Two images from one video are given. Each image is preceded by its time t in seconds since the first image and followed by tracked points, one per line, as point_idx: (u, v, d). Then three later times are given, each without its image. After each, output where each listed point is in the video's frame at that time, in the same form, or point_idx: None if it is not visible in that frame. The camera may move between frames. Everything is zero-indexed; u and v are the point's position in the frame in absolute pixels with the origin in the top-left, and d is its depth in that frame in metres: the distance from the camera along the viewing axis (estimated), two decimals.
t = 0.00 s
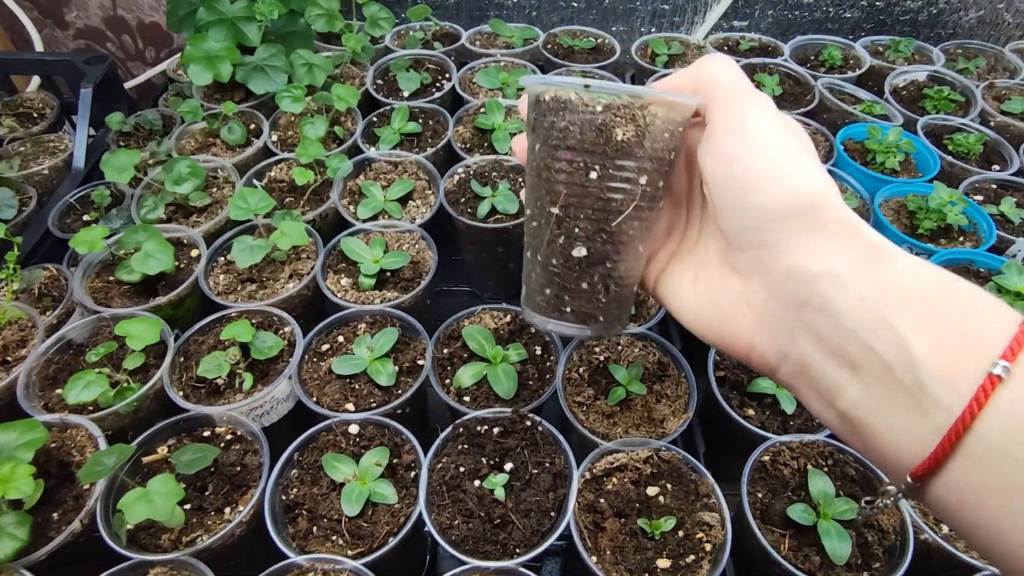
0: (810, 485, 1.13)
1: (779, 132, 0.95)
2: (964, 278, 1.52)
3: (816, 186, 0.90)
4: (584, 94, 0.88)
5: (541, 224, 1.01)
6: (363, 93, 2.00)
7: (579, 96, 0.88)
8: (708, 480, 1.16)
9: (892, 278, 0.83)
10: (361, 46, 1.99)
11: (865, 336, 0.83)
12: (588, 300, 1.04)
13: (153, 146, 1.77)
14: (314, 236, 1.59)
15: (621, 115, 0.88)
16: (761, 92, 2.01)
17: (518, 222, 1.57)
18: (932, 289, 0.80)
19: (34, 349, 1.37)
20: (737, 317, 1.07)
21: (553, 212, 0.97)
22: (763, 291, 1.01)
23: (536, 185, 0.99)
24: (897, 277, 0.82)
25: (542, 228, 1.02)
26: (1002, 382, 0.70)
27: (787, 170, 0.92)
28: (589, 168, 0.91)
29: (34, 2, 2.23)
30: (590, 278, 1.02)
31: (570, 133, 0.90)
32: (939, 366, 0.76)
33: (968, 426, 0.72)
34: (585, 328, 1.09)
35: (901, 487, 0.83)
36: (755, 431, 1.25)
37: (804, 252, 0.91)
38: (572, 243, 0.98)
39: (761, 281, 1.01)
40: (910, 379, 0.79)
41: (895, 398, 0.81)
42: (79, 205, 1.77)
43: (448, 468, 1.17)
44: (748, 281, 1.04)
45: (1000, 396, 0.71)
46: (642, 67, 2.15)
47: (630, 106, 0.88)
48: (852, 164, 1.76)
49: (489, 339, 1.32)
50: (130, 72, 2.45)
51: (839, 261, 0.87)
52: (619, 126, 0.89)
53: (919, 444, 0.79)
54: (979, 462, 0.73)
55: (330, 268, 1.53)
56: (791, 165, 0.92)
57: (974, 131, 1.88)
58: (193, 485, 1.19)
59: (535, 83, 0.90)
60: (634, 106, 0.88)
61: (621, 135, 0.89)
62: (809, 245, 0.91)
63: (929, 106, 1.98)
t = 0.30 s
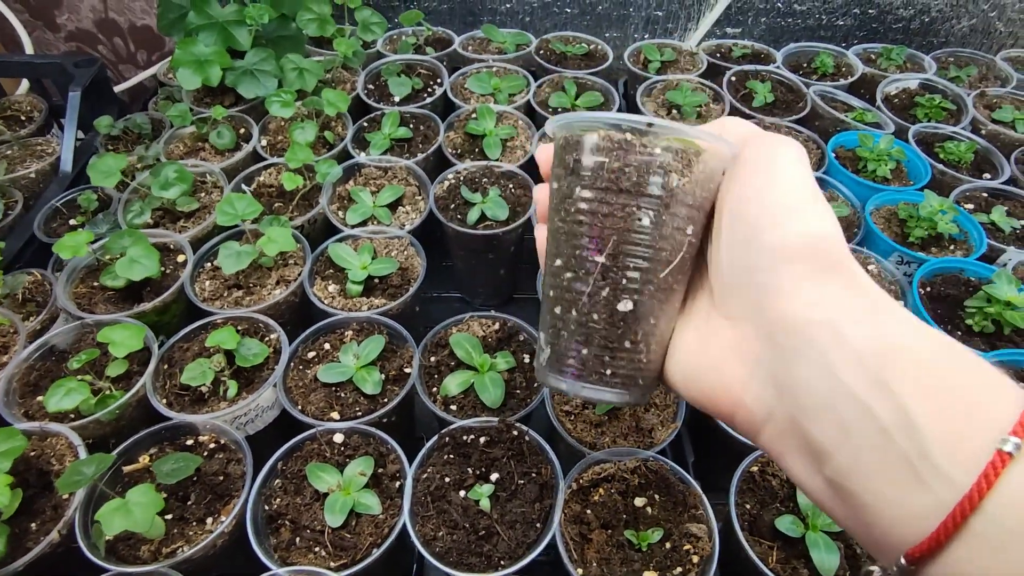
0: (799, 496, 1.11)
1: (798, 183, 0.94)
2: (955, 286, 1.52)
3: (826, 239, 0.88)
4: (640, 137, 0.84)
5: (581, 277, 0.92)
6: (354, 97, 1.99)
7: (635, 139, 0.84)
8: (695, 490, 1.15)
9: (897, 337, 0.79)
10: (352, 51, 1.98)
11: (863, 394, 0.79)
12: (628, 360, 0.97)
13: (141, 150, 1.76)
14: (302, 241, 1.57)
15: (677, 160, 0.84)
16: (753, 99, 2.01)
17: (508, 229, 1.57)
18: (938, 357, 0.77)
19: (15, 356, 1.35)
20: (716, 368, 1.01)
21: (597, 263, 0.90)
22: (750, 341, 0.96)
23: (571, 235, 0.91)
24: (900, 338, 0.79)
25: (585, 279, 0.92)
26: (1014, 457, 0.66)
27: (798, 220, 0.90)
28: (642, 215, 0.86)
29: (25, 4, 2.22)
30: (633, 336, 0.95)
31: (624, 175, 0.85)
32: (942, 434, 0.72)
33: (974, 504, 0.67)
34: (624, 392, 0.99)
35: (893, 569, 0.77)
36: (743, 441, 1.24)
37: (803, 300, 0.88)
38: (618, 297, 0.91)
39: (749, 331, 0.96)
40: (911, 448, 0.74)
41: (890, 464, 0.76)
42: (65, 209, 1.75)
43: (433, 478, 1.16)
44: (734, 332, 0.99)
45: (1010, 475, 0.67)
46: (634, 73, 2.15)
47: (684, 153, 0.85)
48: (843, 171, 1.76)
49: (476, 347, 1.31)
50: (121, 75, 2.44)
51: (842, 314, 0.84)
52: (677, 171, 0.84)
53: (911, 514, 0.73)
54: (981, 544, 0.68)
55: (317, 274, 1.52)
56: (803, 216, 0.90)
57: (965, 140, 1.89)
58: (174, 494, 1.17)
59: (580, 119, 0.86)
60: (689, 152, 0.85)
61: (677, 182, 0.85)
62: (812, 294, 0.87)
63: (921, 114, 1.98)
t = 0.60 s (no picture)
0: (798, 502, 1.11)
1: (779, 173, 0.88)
2: (954, 291, 1.52)
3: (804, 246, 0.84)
4: (598, 160, 0.82)
5: (552, 310, 0.91)
6: (351, 99, 1.98)
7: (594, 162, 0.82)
8: (694, 496, 1.14)
9: (875, 363, 0.76)
10: (350, 53, 1.97)
11: (845, 432, 0.78)
12: (607, 387, 0.96)
13: (136, 151, 1.75)
14: (298, 244, 1.56)
15: (639, 180, 0.82)
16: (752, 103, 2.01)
17: (506, 232, 1.56)
18: (923, 379, 0.73)
19: (7, 358, 1.33)
20: (709, 393, 1.02)
21: (564, 292, 0.89)
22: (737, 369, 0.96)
23: (539, 262, 0.89)
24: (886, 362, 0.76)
25: (553, 311, 0.91)
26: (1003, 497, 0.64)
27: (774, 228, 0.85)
28: (604, 243, 0.84)
29: (21, 4, 2.21)
30: (607, 363, 0.94)
31: (582, 201, 0.82)
32: (925, 472, 0.71)
33: (963, 545, 0.66)
34: (603, 419, 0.99)
35: None
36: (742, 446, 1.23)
37: (781, 330, 0.86)
38: (587, 326, 0.90)
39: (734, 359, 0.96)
40: (896, 483, 0.74)
41: (878, 500, 0.76)
42: (60, 210, 1.74)
43: (430, 483, 1.15)
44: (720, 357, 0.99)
45: (1001, 514, 0.64)
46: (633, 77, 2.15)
47: (645, 172, 0.82)
48: (841, 176, 1.76)
49: (474, 351, 1.30)
50: (118, 76, 2.42)
51: (818, 343, 0.82)
52: (640, 194, 0.82)
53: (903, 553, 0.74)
54: None
55: (313, 277, 1.50)
56: (781, 221, 0.86)
57: (964, 145, 1.89)
58: (168, 499, 1.16)
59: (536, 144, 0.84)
60: (653, 170, 0.82)
61: (640, 205, 0.82)
62: (790, 320, 0.86)
63: (919, 120, 1.99)
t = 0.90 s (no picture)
0: (802, 507, 1.12)
1: (803, 174, 0.83)
2: (956, 297, 1.51)
3: (830, 258, 0.82)
4: (557, 142, 0.80)
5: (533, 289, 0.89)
6: (355, 101, 1.99)
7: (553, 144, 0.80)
8: (698, 500, 1.15)
9: (912, 381, 0.79)
10: (354, 55, 1.98)
11: (882, 448, 0.81)
12: (582, 379, 0.89)
13: (140, 152, 1.75)
14: (302, 246, 1.56)
15: (596, 161, 0.79)
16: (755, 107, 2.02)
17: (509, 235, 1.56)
18: (958, 397, 0.76)
19: (11, 358, 1.33)
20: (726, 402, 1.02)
21: (534, 279, 0.88)
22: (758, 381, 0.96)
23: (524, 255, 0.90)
24: (919, 379, 0.79)
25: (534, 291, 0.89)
26: None
27: (799, 243, 0.83)
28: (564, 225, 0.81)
29: (24, 5, 2.21)
30: (581, 352, 0.87)
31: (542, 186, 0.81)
32: (964, 490, 0.74)
33: (1006, 562, 0.67)
34: (582, 418, 0.91)
35: None
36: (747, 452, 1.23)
37: (809, 348, 0.86)
38: (556, 311, 0.86)
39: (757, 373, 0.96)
40: (935, 500, 0.77)
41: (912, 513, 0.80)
42: (63, 211, 1.74)
43: (434, 487, 1.15)
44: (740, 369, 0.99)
45: None
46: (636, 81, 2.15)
47: (604, 155, 0.79)
48: (844, 180, 1.76)
49: (478, 354, 1.30)
50: (121, 77, 2.42)
51: (851, 361, 0.83)
52: (595, 174, 0.78)
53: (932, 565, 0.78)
54: None
55: (317, 279, 1.51)
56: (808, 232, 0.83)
57: (965, 150, 1.90)
58: (172, 501, 1.16)
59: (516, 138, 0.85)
60: (613, 150, 0.79)
61: (596, 188, 0.79)
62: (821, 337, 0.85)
63: (921, 125, 1.99)
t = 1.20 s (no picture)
0: (810, 514, 1.11)
1: (854, 166, 0.72)
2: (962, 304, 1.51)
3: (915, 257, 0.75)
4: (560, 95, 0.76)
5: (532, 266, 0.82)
6: (361, 104, 1.99)
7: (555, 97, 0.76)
8: (706, 507, 1.15)
9: None
10: (360, 58, 1.98)
11: (1006, 455, 0.78)
12: (586, 369, 0.79)
13: (147, 153, 1.75)
14: (309, 249, 1.57)
15: (600, 110, 0.73)
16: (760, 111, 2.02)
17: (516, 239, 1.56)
18: None
19: (18, 360, 1.33)
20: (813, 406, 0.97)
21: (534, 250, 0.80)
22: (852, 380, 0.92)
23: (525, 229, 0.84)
24: None
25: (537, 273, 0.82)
26: None
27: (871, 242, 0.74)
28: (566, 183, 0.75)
29: (30, 5, 2.21)
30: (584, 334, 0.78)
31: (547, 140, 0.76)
32: None
33: None
34: (585, 413, 0.80)
35: None
36: (754, 458, 1.23)
37: (913, 347, 0.80)
38: (557, 285, 0.78)
39: (855, 373, 0.91)
40: None
41: None
42: (70, 212, 1.74)
43: (443, 492, 1.15)
44: (829, 368, 0.94)
45: None
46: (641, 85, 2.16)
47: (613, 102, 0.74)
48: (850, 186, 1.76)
49: (486, 358, 1.30)
50: (126, 78, 2.42)
51: (964, 361, 0.78)
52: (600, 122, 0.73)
53: None
54: None
55: (325, 282, 1.51)
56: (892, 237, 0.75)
57: (971, 157, 1.90)
58: (180, 505, 1.16)
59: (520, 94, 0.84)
60: (617, 98, 0.74)
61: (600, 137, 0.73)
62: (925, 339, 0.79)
63: (927, 131, 2.00)
